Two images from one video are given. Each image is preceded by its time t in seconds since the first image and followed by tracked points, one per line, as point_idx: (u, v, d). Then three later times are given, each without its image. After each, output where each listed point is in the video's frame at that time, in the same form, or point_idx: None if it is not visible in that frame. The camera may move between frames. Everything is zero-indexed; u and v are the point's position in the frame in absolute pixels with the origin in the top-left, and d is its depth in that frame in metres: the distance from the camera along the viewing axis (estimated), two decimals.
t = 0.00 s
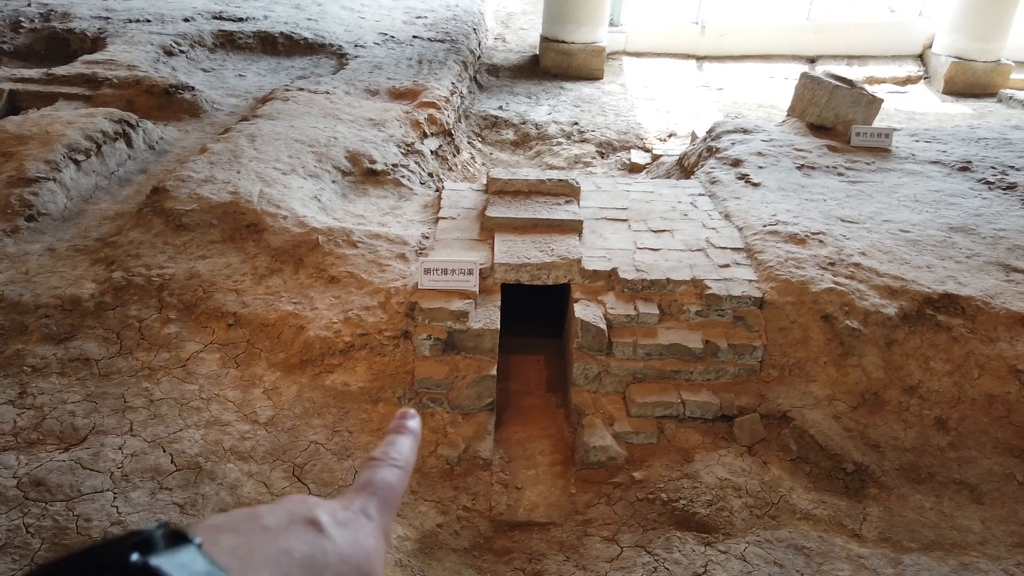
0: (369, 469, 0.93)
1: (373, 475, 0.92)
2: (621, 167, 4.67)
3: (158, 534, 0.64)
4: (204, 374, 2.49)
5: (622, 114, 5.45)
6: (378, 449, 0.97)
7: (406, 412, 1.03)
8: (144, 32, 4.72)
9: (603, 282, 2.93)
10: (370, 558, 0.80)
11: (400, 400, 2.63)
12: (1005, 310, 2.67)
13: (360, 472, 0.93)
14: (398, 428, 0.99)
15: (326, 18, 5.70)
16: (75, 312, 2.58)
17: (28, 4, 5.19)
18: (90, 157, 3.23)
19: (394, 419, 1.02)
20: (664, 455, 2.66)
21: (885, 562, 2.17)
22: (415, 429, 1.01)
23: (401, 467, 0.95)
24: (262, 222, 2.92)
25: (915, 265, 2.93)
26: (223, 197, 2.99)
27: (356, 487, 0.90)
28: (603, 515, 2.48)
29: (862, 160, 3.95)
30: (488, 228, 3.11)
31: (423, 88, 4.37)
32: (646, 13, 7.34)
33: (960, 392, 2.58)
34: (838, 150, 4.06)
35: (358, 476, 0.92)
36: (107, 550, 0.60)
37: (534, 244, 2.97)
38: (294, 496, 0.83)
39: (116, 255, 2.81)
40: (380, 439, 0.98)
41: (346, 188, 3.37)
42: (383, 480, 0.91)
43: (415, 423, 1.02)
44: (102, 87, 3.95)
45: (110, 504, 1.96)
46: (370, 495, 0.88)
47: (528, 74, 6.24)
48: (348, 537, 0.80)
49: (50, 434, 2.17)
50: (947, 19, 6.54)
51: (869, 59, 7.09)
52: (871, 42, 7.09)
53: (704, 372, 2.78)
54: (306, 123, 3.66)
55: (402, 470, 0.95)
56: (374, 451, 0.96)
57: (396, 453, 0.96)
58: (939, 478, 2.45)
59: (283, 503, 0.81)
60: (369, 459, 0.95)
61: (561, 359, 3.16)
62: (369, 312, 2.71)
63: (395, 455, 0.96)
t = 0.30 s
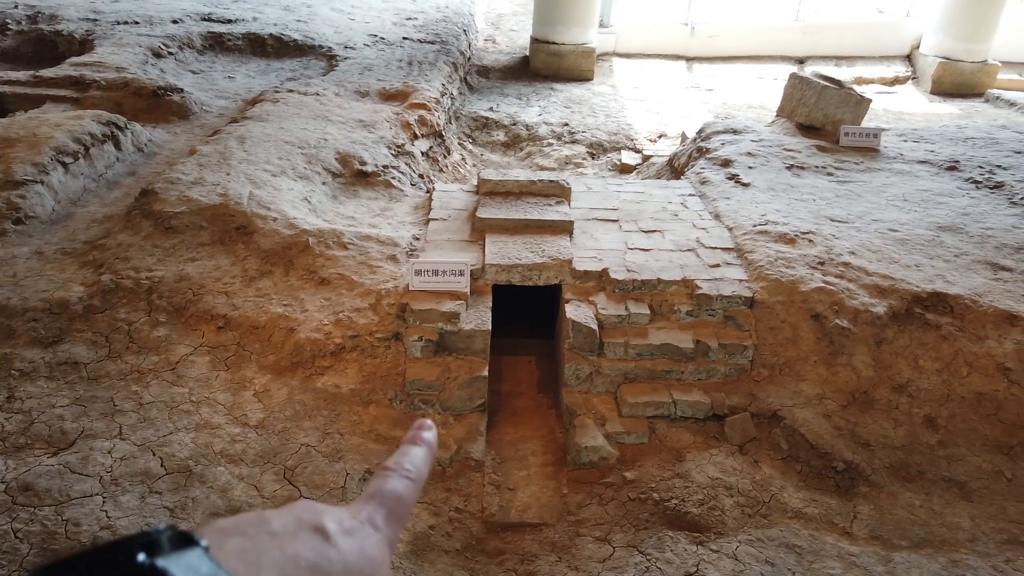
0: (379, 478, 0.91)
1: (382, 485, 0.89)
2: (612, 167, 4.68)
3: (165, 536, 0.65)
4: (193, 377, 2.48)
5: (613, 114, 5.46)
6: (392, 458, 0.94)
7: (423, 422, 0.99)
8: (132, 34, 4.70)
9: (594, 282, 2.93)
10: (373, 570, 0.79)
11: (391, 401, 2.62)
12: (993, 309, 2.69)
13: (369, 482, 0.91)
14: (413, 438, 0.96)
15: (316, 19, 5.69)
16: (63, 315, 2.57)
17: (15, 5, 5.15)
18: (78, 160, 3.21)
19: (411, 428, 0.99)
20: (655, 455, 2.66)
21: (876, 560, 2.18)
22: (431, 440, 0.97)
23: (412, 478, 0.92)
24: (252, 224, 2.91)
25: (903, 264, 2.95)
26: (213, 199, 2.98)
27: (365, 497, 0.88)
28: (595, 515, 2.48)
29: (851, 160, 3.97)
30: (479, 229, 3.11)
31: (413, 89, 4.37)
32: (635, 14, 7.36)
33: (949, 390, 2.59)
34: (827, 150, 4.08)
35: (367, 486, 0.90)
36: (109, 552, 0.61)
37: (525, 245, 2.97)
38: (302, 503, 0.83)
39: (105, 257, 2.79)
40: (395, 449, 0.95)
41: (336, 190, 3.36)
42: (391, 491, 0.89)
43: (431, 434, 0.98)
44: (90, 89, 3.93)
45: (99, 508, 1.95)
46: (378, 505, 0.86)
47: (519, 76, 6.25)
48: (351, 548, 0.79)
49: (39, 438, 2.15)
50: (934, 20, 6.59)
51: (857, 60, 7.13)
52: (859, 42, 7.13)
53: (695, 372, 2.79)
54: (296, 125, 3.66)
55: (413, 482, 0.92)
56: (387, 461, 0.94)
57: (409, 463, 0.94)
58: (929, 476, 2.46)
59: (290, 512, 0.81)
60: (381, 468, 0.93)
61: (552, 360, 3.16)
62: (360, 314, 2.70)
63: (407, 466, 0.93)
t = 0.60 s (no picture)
0: (365, 477, 0.91)
1: (368, 483, 0.90)
2: (602, 166, 4.68)
3: (155, 535, 0.65)
4: (184, 379, 2.46)
5: (603, 114, 5.47)
6: (376, 457, 0.95)
7: (406, 420, 1.00)
8: (119, 34, 4.67)
9: (586, 281, 2.94)
10: (362, 566, 0.79)
11: (383, 401, 2.62)
12: (981, 305, 2.71)
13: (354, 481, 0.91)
14: (397, 438, 0.97)
15: (305, 19, 5.67)
16: (52, 318, 2.55)
17: None
18: (65, 161, 3.19)
19: (394, 427, 0.99)
20: (647, 453, 2.66)
21: (867, 555, 2.19)
22: (414, 439, 0.98)
23: (397, 477, 0.93)
24: (242, 225, 2.90)
25: (892, 262, 2.97)
26: (202, 200, 2.97)
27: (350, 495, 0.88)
28: (588, 514, 2.48)
29: (839, 158, 3.99)
30: (470, 229, 3.11)
31: (403, 89, 4.36)
32: (624, 14, 7.37)
33: (938, 387, 2.61)
34: (815, 149, 4.10)
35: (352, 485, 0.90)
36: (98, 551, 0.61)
37: (516, 244, 2.97)
38: (289, 503, 0.83)
39: (93, 259, 2.78)
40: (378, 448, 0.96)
41: (326, 190, 3.35)
42: (377, 489, 0.89)
43: (414, 432, 0.99)
44: (77, 90, 3.90)
45: (90, 511, 1.93)
46: (365, 504, 0.87)
47: (508, 75, 6.25)
48: (341, 544, 0.79)
49: (28, 441, 2.13)
50: (920, 18, 6.64)
51: (845, 59, 7.17)
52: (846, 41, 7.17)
53: (686, 370, 2.80)
54: (285, 125, 3.64)
55: (399, 480, 0.92)
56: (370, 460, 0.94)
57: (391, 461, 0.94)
58: (919, 471, 2.48)
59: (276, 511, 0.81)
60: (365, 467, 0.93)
61: (544, 360, 3.16)
62: (351, 315, 2.70)
63: (392, 465, 0.94)
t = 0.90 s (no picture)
0: (359, 485, 0.90)
1: (362, 491, 0.89)
2: (598, 166, 4.69)
3: (142, 543, 0.65)
4: (180, 380, 2.46)
5: (598, 114, 5.48)
6: (372, 465, 0.94)
7: (405, 428, 0.99)
8: (114, 35, 4.66)
9: (582, 281, 2.94)
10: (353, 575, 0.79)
11: (379, 402, 2.62)
12: (975, 304, 2.72)
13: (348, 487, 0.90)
14: (394, 446, 0.96)
15: (300, 19, 5.66)
16: (47, 319, 2.54)
17: None
18: (60, 162, 3.18)
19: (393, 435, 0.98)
20: (644, 453, 2.67)
21: (863, 554, 2.20)
22: (413, 448, 0.97)
23: (394, 485, 0.91)
24: (237, 225, 2.90)
25: (887, 260, 2.97)
26: (198, 201, 2.96)
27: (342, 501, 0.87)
28: (584, 513, 2.48)
29: (834, 157, 4.00)
30: (466, 229, 3.11)
31: (399, 90, 4.36)
32: (619, 14, 7.38)
33: (933, 385, 2.62)
34: (810, 148, 4.11)
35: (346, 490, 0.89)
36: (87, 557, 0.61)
37: (512, 244, 2.97)
38: (281, 509, 0.83)
39: (88, 260, 2.77)
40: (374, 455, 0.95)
41: (322, 191, 3.35)
42: (372, 498, 0.88)
43: (413, 441, 0.98)
44: (72, 90, 3.89)
45: (86, 513, 1.93)
46: (358, 511, 0.86)
47: (504, 75, 6.25)
48: (332, 552, 0.79)
49: (23, 443, 2.13)
50: (915, 18, 6.65)
51: (840, 58, 7.19)
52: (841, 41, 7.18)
53: (683, 369, 2.80)
54: (281, 126, 3.64)
55: (394, 489, 0.91)
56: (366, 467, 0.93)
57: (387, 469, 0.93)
58: (914, 469, 2.49)
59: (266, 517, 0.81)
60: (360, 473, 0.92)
61: (541, 359, 3.16)
62: (347, 315, 2.70)
63: (388, 473, 0.92)
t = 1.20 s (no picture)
0: (378, 440, 0.82)
1: (380, 445, 0.81)
2: (595, 166, 4.69)
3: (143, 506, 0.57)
4: (178, 381, 2.46)
5: (596, 113, 5.48)
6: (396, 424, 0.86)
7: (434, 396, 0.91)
8: (111, 35, 4.65)
9: (580, 281, 2.94)
10: (362, 528, 0.72)
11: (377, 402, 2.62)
12: (972, 303, 2.72)
13: (361, 437, 0.83)
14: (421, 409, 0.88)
15: (297, 19, 5.66)
16: (45, 320, 2.54)
17: None
18: (57, 163, 3.18)
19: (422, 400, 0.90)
20: (642, 452, 2.67)
21: (861, 553, 2.21)
22: (441, 414, 0.89)
23: (416, 444, 0.83)
24: (235, 226, 2.89)
25: (884, 260, 2.98)
26: (195, 201, 2.96)
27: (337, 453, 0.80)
28: (583, 513, 2.49)
29: (831, 156, 4.00)
30: (464, 229, 3.11)
31: (396, 89, 4.36)
32: (616, 14, 7.37)
33: (930, 384, 2.63)
34: (808, 147, 4.11)
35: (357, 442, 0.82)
36: (83, 522, 0.54)
37: (510, 244, 2.98)
38: (289, 462, 0.76)
39: (86, 261, 2.77)
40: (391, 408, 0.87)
41: (320, 191, 3.35)
42: (390, 452, 0.80)
43: (442, 407, 0.90)
44: (69, 91, 3.88)
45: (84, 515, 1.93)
46: (374, 464, 0.78)
47: (502, 75, 6.25)
48: (338, 504, 0.72)
49: (21, 445, 2.13)
50: (912, 17, 6.66)
51: (837, 57, 7.20)
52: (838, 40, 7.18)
53: (680, 369, 2.80)
54: (278, 126, 3.63)
55: (417, 448, 0.83)
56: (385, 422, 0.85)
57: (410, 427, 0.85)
58: (912, 468, 2.49)
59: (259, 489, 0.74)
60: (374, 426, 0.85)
61: (539, 359, 3.17)
62: (345, 315, 2.70)
63: (411, 432, 0.84)
